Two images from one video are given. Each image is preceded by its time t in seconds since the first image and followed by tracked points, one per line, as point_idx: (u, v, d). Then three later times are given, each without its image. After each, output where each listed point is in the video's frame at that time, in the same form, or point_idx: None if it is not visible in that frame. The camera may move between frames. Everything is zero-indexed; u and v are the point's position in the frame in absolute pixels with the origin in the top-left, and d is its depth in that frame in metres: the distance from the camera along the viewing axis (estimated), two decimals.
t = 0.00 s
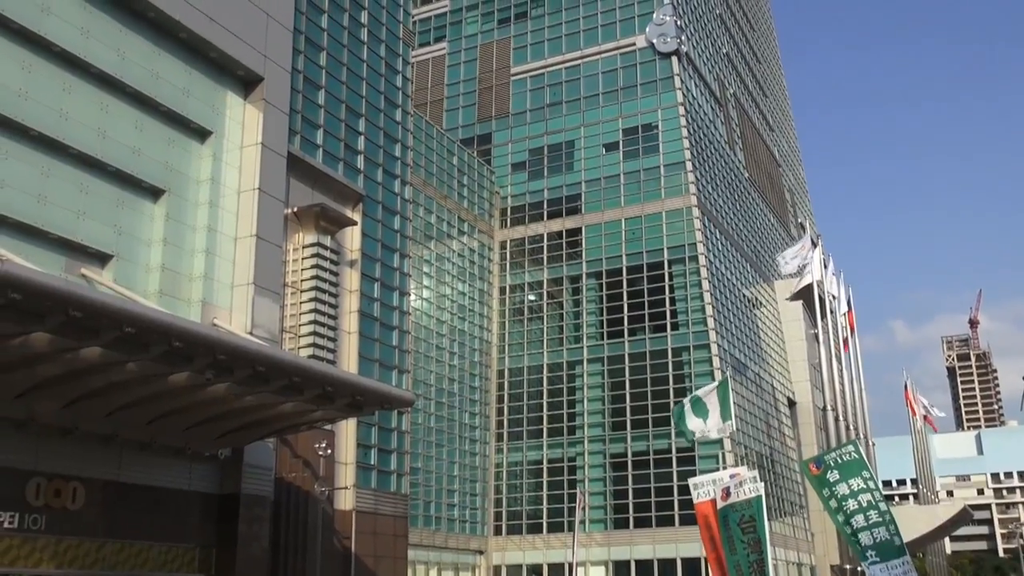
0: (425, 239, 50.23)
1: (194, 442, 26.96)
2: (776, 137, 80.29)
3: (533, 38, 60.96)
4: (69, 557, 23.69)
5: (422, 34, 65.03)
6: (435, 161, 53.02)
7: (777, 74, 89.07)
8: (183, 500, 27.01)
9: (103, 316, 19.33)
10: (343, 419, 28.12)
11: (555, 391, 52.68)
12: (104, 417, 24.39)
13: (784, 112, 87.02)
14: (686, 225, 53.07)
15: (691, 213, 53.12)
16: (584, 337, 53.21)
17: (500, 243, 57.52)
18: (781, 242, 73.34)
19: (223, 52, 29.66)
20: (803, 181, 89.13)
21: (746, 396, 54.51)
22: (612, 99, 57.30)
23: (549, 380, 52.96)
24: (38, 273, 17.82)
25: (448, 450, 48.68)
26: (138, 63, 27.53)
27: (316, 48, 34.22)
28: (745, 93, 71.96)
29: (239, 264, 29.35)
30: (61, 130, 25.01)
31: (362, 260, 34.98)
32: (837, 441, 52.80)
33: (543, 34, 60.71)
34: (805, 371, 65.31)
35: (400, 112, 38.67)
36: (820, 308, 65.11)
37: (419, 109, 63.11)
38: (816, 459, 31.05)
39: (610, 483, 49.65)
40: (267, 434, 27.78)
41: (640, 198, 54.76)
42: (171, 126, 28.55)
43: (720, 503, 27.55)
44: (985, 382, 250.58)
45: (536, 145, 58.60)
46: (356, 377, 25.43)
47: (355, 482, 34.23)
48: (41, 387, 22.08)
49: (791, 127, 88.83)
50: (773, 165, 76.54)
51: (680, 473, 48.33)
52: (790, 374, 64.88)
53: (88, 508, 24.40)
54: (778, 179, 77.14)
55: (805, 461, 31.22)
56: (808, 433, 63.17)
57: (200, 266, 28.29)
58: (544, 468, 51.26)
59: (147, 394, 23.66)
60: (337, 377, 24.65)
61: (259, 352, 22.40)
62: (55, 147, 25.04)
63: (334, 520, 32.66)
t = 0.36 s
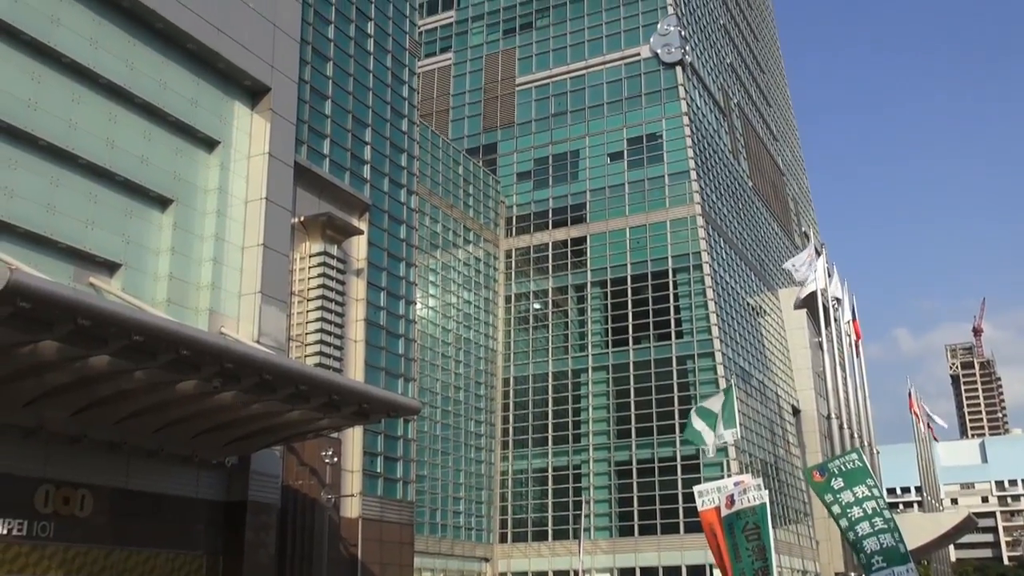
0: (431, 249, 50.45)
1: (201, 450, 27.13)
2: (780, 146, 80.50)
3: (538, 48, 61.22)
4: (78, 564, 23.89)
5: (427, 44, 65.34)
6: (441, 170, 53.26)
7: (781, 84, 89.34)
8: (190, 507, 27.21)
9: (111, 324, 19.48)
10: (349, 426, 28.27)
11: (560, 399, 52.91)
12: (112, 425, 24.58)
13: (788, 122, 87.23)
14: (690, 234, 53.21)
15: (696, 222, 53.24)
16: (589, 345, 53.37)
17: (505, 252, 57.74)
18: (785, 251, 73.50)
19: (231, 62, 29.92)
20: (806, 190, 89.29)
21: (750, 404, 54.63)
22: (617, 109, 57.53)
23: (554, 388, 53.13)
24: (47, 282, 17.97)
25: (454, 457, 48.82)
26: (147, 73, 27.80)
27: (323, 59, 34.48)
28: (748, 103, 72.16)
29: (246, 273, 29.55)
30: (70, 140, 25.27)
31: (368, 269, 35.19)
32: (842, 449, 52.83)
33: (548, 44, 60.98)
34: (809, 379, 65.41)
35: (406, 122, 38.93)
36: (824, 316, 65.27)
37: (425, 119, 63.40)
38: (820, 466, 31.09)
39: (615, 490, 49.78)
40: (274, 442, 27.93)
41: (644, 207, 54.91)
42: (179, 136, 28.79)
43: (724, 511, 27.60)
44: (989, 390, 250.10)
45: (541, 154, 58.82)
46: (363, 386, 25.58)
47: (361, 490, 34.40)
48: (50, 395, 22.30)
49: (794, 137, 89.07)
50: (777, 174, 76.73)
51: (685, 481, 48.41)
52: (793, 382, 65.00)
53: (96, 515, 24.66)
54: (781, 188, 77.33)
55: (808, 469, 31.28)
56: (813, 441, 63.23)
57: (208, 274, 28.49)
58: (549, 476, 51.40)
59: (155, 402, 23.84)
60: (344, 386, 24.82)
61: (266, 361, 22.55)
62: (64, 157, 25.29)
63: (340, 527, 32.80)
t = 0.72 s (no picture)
0: (440, 258, 51.46)
1: (217, 454, 28.07)
2: (780, 158, 81.56)
3: (543, 64, 62.25)
4: (97, 566, 24.65)
5: (435, 61, 66.40)
6: (449, 182, 54.27)
7: (780, 98, 90.51)
8: (207, 510, 28.09)
9: (130, 332, 20.18)
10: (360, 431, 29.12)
11: (566, 405, 53.78)
12: (131, 430, 25.51)
13: (786, 135, 88.36)
14: (692, 243, 54.15)
15: (697, 232, 54.18)
16: (594, 352, 54.22)
17: (512, 262, 58.74)
18: (785, 261, 74.48)
19: (246, 79, 30.87)
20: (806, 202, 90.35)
21: (752, 409, 55.53)
22: (620, 123, 58.55)
23: (560, 394, 54.07)
24: (68, 293, 18.69)
25: (463, 461, 49.75)
26: (164, 90, 28.73)
27: (335, 75, 35.53)
28: (748, 116, 73.20)
29: (261, 283, 30.49)
30: (90, 154, 26.18)
31: (379, 279, 36.17)
32: (840, 451, 53.72)
33: (553, 60, 62.08)
34: (808, 385, 66.24)
35: (416, 136, 39.98)
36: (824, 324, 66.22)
37: (434, 134, 64.55)
38: (824, 466, 32.21)
39: (620, 493, 50.66)
40: (287, 446, 28.85)
41: (648, 217, 55.89)
42: (194, 150, 29.75)
43: (725, 513, 28.55)
44: (987, 396, 250.83)
45: (547, 167, 59.86)
46: (373, 392, 26.40)
47: (373, 493, 35.34)
48: (73, 401, 23.24)
49: (794, 149, 90.20)
50: (776, 186, 77.78)
51: (688, 484, 49.23)
52: (793, 387, 65.88)
53: (115, 518, 25.49)
54: (781, 199, 78.41)
55: (812, 469, 32.35)
56: (813, 446, 64.17)
57: (224, 284, 29.44)
58: (556, 479, 52.27)
59: (173, 408, 24.78)
60: (356, 393, 25.66)
61: (281, 368, 23.32)
62: (85, 171, 26.22)
63: (353, 529, 33.72)
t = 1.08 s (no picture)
0: (448, 268, 52.35)
1: (232, 459, 28.04)
2: (779, 168, 82.66)
3: (548, 78, 63.42)
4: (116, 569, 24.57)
5: (444, 75, 67.59)
6: (457, 194, 55.25)
7: (778, 108, 91.71)
8: (223, 513, 28.08)
9: (148, 341, 19.74)
10: (370, 435, 29.31)
11: (572, 410, 54.67)
12: (148, 436, 25.29)
13: (785, 145, 89.50)
14: (694, 252, 55.07)
15: (699, 241, 55.10)
16: (599, 358, 55.14)
17: (518, 271, 59.72)
18: (786, 269, 75.44)
19: (261, 95, 31.19)
20: (805, 211, 91.50)
21: (753, 414, 56.37)
22: (623, 135, 59.50)
23: (565, 400, 54.95)
24: (89, 302, 18.33)
25: (471, 466, 50.54)
26: (182, 106, 28.79)
27: (346, 90, 36.55)
28: (748, 128, 74.21)
29: (275, 292, 30.69)
30: (110, 168, 26.11)
31: (389, 287, 37.09)
32: (840, 455, 54.53)
33: (557, 74, 63.16)
34: (808, 390, 67.09)
35: (425, 149, 41.03)
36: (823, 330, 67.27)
37: (442, 146, 65.65)
38: (830, 467, 33.54)
39: (625, 496, 51.50)
40: (300, 451, 28.92)
41: (650, 227, 56.85)
42: (210, 163, 29.83)
43: (727, 515, 29.34)
44: (985, 400, 252.05)
45: (552, 178, 60.90)
46: (384, 398, 26.56)
47: (384, 496, 36.31)
48: (91, 407, 22.93)
49: (792, 159, 91.37)
50: (776, 196, 78.82)
51: (691, 487, 50.06)
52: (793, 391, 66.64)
53: (134, 522, 25.27)
54: (780, 208, 79.38)
55: (817, 470, 33.71)
56: (813, 449, 65.24)
57: (239, 293, 29.53)
58: (562, 482, 53.20)
59: (189, 414, 24.56)
60: (368, 400, 25.74)
61: (296, 376, 23.11)
62: (104, 184, 26.12)
63: (364, 531, 34.58)
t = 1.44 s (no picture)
0: (453, 276, 52.38)
1: (238, 468, 28.00)
2: (784, 177, 82.59)
3: (552, 87, 63.51)
4: None
5: (449, 85, 67.78)
6: (462, 204, 55.32)
7: (783, 117, 91.71)
8: (229, 523, 28.00)
9: (154, 350, 19.75)
10: (376, 445, 29.20)
11: (577, 419, 54.61)
12: (154, 445, 25.26)
13: (790, 154, 89.47)
14: (699, 261, 55.01)
15: (704, 249, 55.08)
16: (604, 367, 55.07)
17: (524, 280, 59.72)
18: (791, 277, 75.29)
19: (266, 105, 31.27)
20: (810, 219, 91.40)
21: (759, 423, 56.25)
22: (628, 144, 59.55)
23: (571, 409, 54.87)
24: (95, 312, 18.39)
25: (477, 475, 50.45)
26: (187, 116, 28.86)
27: (351, 100, 36.66)
28: (753, 136, 74.19)
29: (280, 301, 30.70)
30: (116, 179, 26.17)
31: (394, 297, 37.11)
32: (846, 463, 54.34)
33: (562, 83, 63.26)
34: (815, 398, 66.91)
35: (429, 158, 41.10)
36: (828, 338, 67.14)
37: (448, 156, 65.74)
38: (835, 475, 33.26)
39: (631, 505, 51.36)
40: (306, 460, 28.83)
41: (655, 235, 56.84)
42: (216, 173, 29.89)
43: (732, 525, 29.16)
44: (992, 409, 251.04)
45: (557, 187, 60.93)
46: (390, 407, 26.46)
47: (390, 506, 36.24)
48: (98, 417, 22.95)
49: (797, 168, 91.32)
50: (781, 204, 78.71)
51: (697, 496, 49.88)
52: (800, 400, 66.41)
53: (140, 531, 25.18)
54: (786, 217, 79.30)
55: (822, 478, 33.43)
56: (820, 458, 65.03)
57: (244, 303, 29.54)
58: (568, 492, 53.06)
59: (195, 424, 24.51)
60: (373, 409, 25.65)
61: (301, 385, 23.05)
62: (110, 195, 26.18)
63: (370, 541, 34.47)
